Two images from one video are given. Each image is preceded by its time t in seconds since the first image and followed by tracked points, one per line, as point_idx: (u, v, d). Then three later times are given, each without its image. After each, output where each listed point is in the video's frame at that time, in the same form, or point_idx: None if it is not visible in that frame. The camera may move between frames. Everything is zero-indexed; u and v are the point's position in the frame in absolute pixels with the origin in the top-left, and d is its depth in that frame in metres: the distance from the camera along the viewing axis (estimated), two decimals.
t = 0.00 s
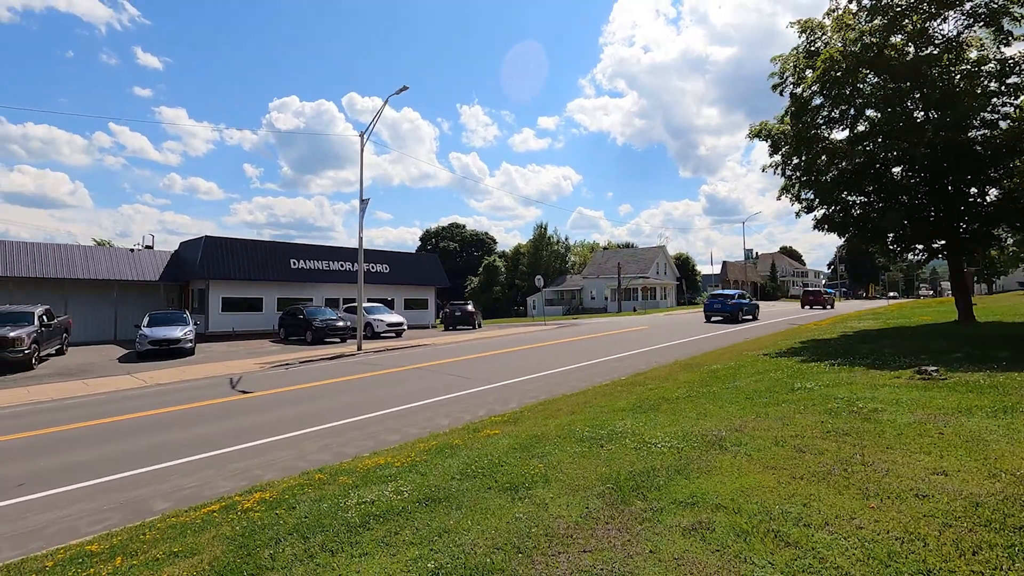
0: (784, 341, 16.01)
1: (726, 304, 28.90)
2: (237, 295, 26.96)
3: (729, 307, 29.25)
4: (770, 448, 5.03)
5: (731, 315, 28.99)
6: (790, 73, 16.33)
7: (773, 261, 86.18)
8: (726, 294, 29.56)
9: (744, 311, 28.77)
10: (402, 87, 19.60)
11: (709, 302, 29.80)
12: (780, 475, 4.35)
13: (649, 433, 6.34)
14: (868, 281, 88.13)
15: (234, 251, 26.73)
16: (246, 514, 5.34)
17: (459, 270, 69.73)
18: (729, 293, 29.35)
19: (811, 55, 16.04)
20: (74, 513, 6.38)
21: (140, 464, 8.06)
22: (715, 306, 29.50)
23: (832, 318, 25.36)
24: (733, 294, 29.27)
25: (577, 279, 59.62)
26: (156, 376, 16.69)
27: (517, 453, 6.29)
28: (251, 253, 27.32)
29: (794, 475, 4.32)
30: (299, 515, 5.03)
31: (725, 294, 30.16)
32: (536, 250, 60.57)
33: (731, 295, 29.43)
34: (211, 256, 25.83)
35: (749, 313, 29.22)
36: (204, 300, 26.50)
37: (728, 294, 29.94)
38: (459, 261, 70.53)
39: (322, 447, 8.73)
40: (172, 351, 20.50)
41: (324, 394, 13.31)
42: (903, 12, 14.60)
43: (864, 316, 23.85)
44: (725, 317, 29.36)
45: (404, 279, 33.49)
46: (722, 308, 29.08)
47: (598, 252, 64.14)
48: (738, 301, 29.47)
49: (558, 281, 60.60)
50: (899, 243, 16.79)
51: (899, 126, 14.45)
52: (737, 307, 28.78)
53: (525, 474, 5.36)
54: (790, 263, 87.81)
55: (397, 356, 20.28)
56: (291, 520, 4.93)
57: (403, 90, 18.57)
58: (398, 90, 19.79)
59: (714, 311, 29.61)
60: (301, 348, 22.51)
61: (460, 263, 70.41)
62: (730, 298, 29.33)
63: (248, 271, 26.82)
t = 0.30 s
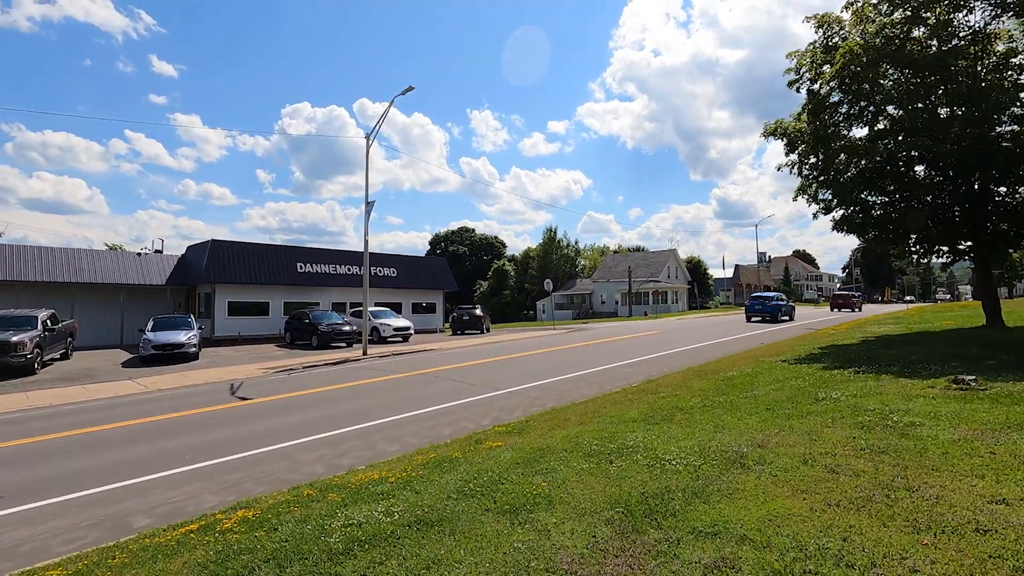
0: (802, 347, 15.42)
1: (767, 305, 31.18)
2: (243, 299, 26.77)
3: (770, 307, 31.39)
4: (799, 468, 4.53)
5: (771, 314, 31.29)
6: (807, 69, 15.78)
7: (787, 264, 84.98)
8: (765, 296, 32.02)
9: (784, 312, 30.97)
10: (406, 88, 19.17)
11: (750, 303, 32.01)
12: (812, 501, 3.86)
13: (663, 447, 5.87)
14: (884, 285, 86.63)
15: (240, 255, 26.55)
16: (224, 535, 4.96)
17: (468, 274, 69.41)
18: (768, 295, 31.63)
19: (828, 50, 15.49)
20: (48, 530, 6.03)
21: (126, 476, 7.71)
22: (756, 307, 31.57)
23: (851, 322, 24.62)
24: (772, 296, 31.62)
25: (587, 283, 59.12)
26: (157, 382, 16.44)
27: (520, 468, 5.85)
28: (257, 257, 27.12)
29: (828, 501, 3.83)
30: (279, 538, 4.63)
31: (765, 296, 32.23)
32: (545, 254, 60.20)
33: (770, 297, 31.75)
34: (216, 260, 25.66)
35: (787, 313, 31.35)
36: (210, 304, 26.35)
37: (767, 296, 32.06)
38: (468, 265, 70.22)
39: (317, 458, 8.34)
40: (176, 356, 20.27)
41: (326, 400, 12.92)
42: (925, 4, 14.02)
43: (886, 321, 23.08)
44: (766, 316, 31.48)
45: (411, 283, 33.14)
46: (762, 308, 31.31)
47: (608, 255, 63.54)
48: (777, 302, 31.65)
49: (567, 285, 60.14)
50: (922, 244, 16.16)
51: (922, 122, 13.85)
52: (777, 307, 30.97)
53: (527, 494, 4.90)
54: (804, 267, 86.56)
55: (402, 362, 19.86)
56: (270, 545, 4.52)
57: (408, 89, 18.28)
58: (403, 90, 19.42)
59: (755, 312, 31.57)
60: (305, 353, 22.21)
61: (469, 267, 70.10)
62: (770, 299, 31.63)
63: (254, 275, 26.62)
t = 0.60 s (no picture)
0: (825, 353, 14.77)
1: (806, 308, 32.87)
2: (252, 305, 26.58)
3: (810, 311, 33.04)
4: (842, 494, 4.02)
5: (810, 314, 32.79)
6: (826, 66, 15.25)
7: (801, 268, 83.94)
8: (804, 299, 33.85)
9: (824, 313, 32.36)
10: (414, 90, 19.00)
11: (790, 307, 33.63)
12: (863, 536, 3.37)
13: (685, 465, 5.38)
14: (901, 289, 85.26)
15: (248, 260, 26.38)
16: (204, 563, 4.52)
17: (477, 279, 68.96)
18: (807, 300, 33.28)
19: (849, 46, 14.97)
20: (23, 553, 5.62)
21: (114, 491, 7.31)
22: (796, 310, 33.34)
23: (872, 327, 23.86)
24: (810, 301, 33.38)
25: (598, 287, 58.63)
26: (161, 389, 16.15)
27: (528, 487, 5.38)
28: (266, 263, 26.95)
29: (883, 537, 3.33)
30: (263, 569, 4.19)
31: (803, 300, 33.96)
32: (556, 258, 59.85)
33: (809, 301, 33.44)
34: (225, 266, 25.50)
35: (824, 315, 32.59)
36: (218, 310, 26.17)
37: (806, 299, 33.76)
38: (479, 270, 69.79)
39: (316, 472, 7.89)
40: (183, 363, 20.04)
41: (329, 409, 12.51)
42: None
43: (908, 326, 22.36)
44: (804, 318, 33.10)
45: (420, 288, 32.84)
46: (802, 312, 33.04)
47: (619, 260, 63.00)
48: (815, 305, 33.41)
49: (579, 290, 59.64)
50: (950, 246, 15.47)
51: (950, 119, 13.27)
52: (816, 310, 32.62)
53: (537, 520, 4.42)
54: (818, 271, 85.42)
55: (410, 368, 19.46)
56: None
57: (417, 93, 18.18)
58: (411, 93, 19.26)
59: (795, 314, 33.06)
60: (312, 359, 21.89)
61: (479, 272, 69.61)
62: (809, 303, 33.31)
63: (263, 281, 26.43)
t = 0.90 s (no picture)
0: (844, 354, 14.23)
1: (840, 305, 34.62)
2: (257, 305, 26.35)
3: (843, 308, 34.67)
4: (892, 517, 3.57)
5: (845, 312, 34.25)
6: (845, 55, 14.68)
7: (812, 267, 83.08)
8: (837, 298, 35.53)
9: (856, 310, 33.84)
10: (419, 85, 18.82)
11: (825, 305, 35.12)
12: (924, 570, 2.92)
13: (707, 477, 4.91)
14: (915, 287, 84.25)
15: (254, 260, 26.16)
16: None
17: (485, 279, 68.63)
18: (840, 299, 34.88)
19: (868, 35, 14.39)
20: None
21: (99, 500, 6.95)
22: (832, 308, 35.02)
23: (890, 326, 23.25)
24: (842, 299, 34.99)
25: (607, 287, 58.20)
26: (163, 390, 15.87)
27: (536, 501, 4.94)
28: (271, 263, 26.72)
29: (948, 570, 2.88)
30: None
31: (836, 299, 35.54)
32: (565, 257, 59.55)
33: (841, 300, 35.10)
34: (230, 265, 25.27)
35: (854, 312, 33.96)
36: (224, 310, 25.95)
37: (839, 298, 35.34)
38: (487, 269, 69.42)
39: (312, 480, 7.50)
40: (187, 364, 19.80)
41: (331, 411, 12.14)
42: None
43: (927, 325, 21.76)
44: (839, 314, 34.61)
45: (428, 288, 32.54)
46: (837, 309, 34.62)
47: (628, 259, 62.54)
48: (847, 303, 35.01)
49: (587, 289, 59.17)
50: (976, 242, 14.89)
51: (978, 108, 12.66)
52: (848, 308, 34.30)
53: (547, 540, 4.00)
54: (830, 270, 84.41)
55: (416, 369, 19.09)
56: None
57: (423, 88, 18.06)
58: (416, 88, 19.10)
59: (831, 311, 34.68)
60: (317, 360, 21.59)
61: (487, 271, 69.25)
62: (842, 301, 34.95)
63: (268, 281, 26.19)
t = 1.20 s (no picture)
0: (863, 356, 13.71)
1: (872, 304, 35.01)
2: (260, 305, 26.10)
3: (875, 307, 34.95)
4: (942, 544, 3.13)
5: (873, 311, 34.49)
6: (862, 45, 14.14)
7: (823, 267, 82.13)
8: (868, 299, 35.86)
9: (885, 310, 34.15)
10: (423, 80, 18.68)
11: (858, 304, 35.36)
12: None
13: (726, 492, 4.47)
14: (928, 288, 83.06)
15: (257, 260, 25.93)
16: None
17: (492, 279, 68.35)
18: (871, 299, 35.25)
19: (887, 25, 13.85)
20: None
21: (78, 509, 6.60)
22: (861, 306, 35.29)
23: (907, 327, 22.65)
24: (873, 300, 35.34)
25: (616, 287, 57.73)
26: (161, 391, 15.61)
27: (537, 517, 4.52)
28: (275, 262, 26.48)
29: None
30: None
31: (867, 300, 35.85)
32: (572, 258, 59.13)
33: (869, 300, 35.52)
34: (233, 265, 25.04)
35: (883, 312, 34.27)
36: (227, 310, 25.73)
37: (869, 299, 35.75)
38: (494, 269, 69.05)
39: (304, 488, 7.11)
40: (188, 365, 19.55)
41: (329, 414, 11.77)
42: None
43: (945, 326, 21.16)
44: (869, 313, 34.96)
45: (433, 288, 32.22)
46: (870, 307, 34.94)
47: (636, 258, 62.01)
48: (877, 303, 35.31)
49: (595, 290, 58.70)
50: (1001, 239, 14.31)
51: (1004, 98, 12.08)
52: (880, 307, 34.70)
53: (546, 565, 3.58)
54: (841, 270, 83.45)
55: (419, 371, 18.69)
56: None
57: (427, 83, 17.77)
58: (420, 84, 18.89)
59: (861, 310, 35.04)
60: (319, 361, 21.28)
61: (494, 271, 68.89)
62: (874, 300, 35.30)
63: (272, 281, 25.95)
